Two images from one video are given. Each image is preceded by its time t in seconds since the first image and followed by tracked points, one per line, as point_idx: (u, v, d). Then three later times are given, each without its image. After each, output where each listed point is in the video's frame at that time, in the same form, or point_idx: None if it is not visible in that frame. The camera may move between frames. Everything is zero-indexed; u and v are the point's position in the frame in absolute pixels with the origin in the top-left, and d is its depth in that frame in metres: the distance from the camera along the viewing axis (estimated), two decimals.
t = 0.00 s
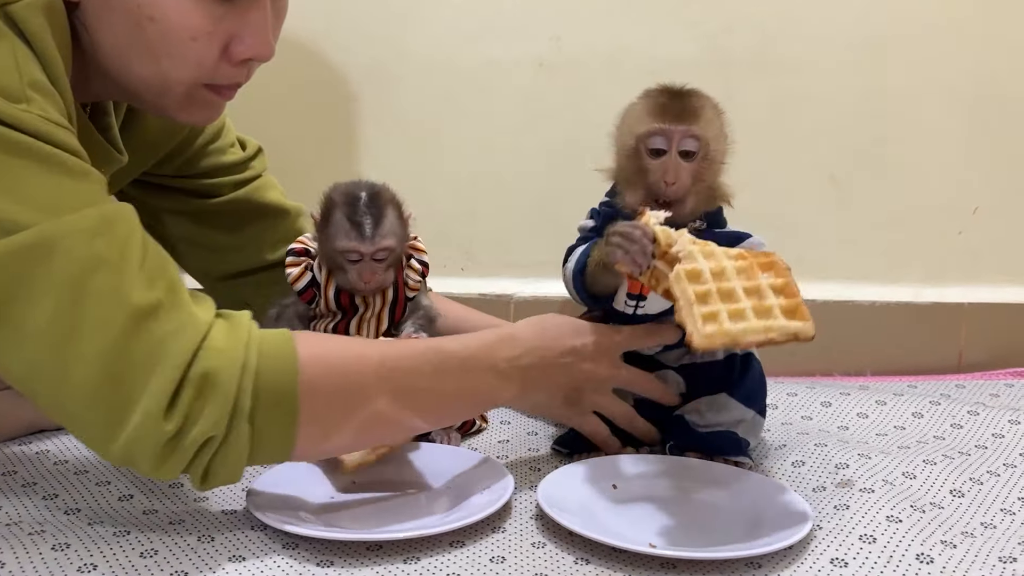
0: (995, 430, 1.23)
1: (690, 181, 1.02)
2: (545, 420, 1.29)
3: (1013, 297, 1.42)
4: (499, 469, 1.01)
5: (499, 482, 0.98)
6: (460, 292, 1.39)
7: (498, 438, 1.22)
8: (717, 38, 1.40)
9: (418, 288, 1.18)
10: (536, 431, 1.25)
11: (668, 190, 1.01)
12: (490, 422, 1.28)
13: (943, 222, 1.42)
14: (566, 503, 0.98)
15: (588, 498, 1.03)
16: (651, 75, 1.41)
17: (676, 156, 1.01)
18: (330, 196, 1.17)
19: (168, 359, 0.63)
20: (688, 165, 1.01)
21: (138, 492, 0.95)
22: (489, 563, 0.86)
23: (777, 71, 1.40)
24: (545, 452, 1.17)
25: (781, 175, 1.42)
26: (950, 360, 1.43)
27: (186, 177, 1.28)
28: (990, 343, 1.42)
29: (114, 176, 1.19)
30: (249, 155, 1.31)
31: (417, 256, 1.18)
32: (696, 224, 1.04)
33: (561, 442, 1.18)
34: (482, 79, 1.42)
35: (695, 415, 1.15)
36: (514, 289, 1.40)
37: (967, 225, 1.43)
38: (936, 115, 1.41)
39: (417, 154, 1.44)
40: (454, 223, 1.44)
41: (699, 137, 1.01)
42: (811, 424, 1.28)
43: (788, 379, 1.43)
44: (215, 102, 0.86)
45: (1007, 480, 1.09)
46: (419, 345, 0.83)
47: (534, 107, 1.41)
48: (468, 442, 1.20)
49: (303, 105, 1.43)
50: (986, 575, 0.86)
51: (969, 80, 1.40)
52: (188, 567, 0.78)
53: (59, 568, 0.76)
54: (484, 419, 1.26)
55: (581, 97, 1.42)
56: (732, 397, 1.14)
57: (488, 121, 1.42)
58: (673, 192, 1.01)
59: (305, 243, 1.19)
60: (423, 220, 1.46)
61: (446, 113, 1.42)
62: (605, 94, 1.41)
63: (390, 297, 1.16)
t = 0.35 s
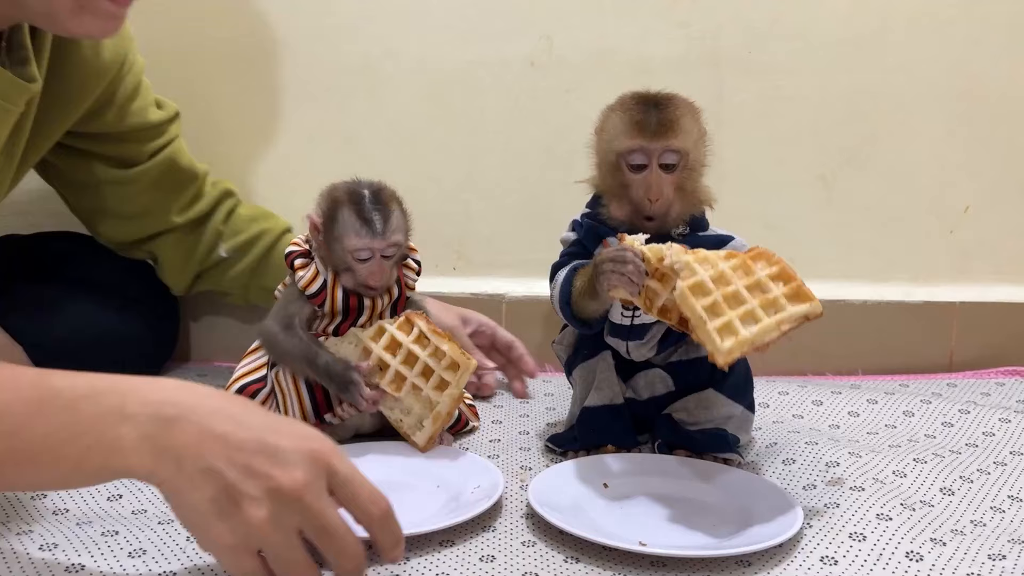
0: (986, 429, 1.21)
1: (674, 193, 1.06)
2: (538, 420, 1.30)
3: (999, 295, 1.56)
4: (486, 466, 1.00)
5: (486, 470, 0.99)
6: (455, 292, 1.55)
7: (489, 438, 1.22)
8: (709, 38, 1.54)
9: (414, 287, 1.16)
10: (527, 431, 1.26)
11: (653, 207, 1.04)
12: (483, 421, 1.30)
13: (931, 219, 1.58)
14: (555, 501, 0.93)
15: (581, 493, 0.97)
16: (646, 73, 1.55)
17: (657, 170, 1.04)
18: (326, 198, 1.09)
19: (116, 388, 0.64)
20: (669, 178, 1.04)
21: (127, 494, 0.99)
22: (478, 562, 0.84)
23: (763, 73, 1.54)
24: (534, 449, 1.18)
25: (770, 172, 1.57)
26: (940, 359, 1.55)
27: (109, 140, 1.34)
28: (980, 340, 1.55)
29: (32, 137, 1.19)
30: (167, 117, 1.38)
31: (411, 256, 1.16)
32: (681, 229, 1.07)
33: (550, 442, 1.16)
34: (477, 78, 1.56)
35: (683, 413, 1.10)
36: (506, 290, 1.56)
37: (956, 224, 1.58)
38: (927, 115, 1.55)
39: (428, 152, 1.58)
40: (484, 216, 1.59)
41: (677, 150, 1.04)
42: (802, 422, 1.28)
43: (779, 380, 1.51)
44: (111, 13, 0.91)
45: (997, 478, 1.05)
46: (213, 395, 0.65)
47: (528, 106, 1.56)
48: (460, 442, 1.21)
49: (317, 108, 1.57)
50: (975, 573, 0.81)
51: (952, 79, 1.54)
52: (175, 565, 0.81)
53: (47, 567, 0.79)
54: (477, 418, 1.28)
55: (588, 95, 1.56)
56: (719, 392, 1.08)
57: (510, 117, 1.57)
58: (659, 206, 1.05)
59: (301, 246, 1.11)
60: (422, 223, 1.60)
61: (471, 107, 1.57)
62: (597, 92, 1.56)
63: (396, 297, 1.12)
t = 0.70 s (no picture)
0: (975, 430, 1.22)
1: (646, 186, 1.04)
2: (528, 421, 1.31)
3: (990, 297, 1.56)
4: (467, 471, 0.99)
5: (463, 473, 0.98)
6: (446, 293, 1.55)
7: (480, 440, 1.23)
8: (700, 40, 1.54)
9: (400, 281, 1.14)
10: (517, 432, 1.26)
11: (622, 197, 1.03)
12: (473, 422, 1.30)
13: (923, 220, 1.58)
14: (543, 503, 0.93)
15: (569, 495, 0.97)
16: (637, 74, 1.55)
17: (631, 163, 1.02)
18: (305, 190, 1.10)
19: (71, 410, 0.63)
20: (643, 171, 1.02)
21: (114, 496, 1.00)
22: (465, 565, 0.84)
23: (754, 75, 1.54)
24: (523, 451, 1.18)
25: (761, 173, 1.57)
26: (931, 360, 1.55)
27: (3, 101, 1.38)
28: (971, 341, 1.55)
29: None
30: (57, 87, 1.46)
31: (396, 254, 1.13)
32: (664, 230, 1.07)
33: (540, 444, 1.17)
34: (468, 80, 1.56)
35: (672, 414, 1.09)
36: (497, 291, 1.56)
37: (947, 225, 1.58)
38: (918, 116, 1.55)
39: (418, 153, 1.58)
40: (475, 217, 1.59)
41: (653, 143, 1.01)
42: (791, 423, 1.28)
43: (770, 381, 1.51)
44: None
45: (985, 479, 1.05)
46: (160, 428, 0.63)
47: (518, 107, 1.56)
48: (450, 445, 1.21)
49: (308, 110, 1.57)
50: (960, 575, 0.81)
51: (943, 80, 1.54)
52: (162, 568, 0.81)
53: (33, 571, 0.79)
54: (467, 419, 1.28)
55: (579, 97, 1.56)
56: (709, 394, 1.08)
57: (501, 118, 1.57)
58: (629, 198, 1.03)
59: (281, 242, 1.12)
60: (413, 224, 1.60)
61: (462, 108, 1.57)
62: (586, 94, 1.56)
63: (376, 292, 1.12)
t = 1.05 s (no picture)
0: (970, 430, 1.22)
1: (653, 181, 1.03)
2: (524, 421, 1.31)
3: (986, 297, 1.57)
4: (456, 475, 0.99)
5: (456, 476, 0.98)
6: (442, 293, 1.55)
7: (475, 440, 1.23)
8: (696, 41, 1.53)
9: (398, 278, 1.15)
10: (513, 433, 1.26)
11: (630, 187, 1.01)
12: (469, 422, 1.30)
13: (919, 221, 1.58)
14: (538, 504, 0.93)
15: (564, 497, 0.97)
16: (633, 75, 1.55)
17: (637, 154, 1.03)
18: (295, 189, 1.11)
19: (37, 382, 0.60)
20: (649, 161, 1.02)
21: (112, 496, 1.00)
22: (461, 566, 0.84)
23: (749, 76, 1.54)
24: (519, 451, 1.18)
25: (757, 174, 1.57)
26: (927, 360, 1.56)
27: None
28: (966, 342, 1.56)
29: None
30: None
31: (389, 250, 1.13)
32: (664, 229, 1.05)
33: (536, 444, 1.17)
34: (464, 80, 1.56)
35: (666, 415, 1.10)
36: (494, 291, 1.56)
37: (944, 225, 1.58)
38: (915, 117, 1.55)
39: (413, 154, 1.58)
40: (471, 217, 1.59)
41: (658, 136, 1.03)
42: (786, 424, 1.28)
43: (765, 381, 1.51)
44: None
45: (980, 480, 1.05)
46: (86, 401, 0.59)
47: (515, 107, 1.56)
48: (446, 445, 1.21)
49: (305, 109, 1.57)
50: None
51: (939, 81, 1.54)
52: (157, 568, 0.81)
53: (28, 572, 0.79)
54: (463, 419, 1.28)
55: (575, 98, 1.56)
56: (703, 396, 1.08)
57: (497, 118, 1.57)
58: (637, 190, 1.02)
59: (277, 242, 1.11)
60: (409, 224, 1.60)
61: (458, 109, 1.57)
62: (582, 94, 1.56)
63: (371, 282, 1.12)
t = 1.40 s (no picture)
0: (971, 429, 1.22)
1: (616, 178, 1.01)
2: (525, 420, 1.31)
3: (988, 296, 1.57)
4: (457, 473, 0.99)
5: (455, 475, 0.98)
6: (443, 291, 1.55)
7: (477, 438, 1.23)
8: (697, 39, 1.53)
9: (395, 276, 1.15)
10: (515, 431, 1.26)
11: (590, 187, 1.01)
12: (470, 421, 1.30)
13: (920, 219, 1.58)
14: (539, 502, 0.93)
15: (566, 495, 0.97)
16: (634, 73, 1.55)
17: (599, 153, 1.02)
18: (298, 177, 1.10)
19: None
20: (608, 159, 1.01)
21: (114, 493, 1.00)
22: (463, 564, 0.84)
23: (749, 75, 1.54)
24: (521, 450, 1.18)
25: (759, 173, 1.57)
26: (928, 359, 1.56)
27: None
28: (967, 341, 1.56)
29: None
30: None
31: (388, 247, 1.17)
32: (671, 226, 1.05)
33: (538, 443, 1.17)
34: (464, 79, 1.56)
35: (668, 414, 1.10)
36: (495, 290, 1.56)
37: (945, 224, 1.58)
38: (916, 116, 1.55)
39: (414, 152, 1.58)
40: (472, 215, 1.59)
41: (618, 133, 1.01)
42: (788, 423, 1.28)
43: (766, 380, 1.51)
44: None
45: (981, 480, 1.05)
46: None
47: (515, 106, 1.56)
48: (447, 442, 1.21)
49: (305, 107, 1.57)
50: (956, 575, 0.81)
51: (940, 80, 1.54)
52: (159, 567, 0.81)
53: (31, 569, 0.79)
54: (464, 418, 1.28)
55: (576, 96, 1.56)
56: (704, 394, 1.08)
57: (497, 117, 1.56)
58: (598, 191, 1.01)
59: (276, 234, 1.12)
60: (409, 223, 1.60)
61: (459, 107, 1.57)
62: (583, 93, 1.56)
63: (371, 276, 1.11)
